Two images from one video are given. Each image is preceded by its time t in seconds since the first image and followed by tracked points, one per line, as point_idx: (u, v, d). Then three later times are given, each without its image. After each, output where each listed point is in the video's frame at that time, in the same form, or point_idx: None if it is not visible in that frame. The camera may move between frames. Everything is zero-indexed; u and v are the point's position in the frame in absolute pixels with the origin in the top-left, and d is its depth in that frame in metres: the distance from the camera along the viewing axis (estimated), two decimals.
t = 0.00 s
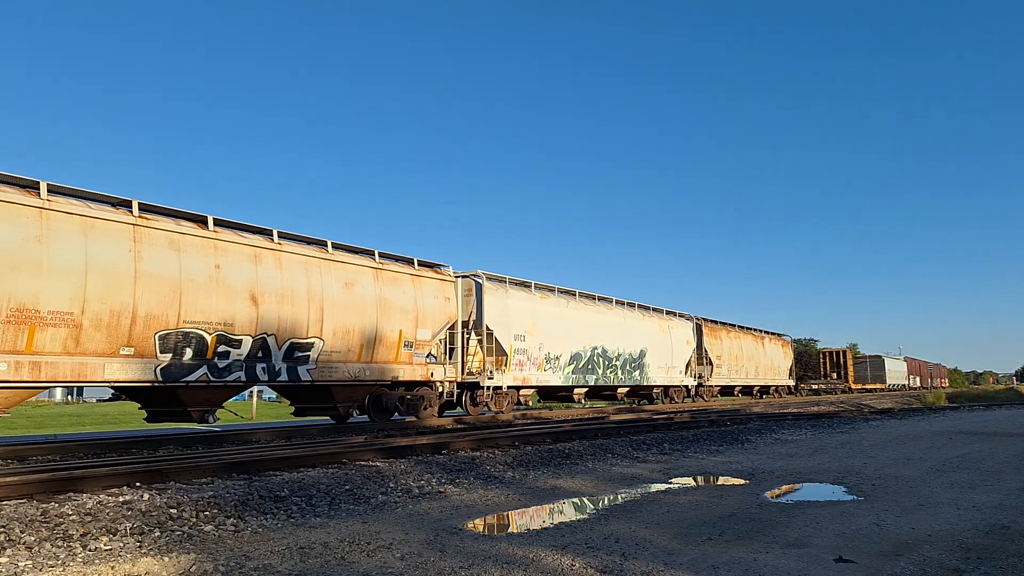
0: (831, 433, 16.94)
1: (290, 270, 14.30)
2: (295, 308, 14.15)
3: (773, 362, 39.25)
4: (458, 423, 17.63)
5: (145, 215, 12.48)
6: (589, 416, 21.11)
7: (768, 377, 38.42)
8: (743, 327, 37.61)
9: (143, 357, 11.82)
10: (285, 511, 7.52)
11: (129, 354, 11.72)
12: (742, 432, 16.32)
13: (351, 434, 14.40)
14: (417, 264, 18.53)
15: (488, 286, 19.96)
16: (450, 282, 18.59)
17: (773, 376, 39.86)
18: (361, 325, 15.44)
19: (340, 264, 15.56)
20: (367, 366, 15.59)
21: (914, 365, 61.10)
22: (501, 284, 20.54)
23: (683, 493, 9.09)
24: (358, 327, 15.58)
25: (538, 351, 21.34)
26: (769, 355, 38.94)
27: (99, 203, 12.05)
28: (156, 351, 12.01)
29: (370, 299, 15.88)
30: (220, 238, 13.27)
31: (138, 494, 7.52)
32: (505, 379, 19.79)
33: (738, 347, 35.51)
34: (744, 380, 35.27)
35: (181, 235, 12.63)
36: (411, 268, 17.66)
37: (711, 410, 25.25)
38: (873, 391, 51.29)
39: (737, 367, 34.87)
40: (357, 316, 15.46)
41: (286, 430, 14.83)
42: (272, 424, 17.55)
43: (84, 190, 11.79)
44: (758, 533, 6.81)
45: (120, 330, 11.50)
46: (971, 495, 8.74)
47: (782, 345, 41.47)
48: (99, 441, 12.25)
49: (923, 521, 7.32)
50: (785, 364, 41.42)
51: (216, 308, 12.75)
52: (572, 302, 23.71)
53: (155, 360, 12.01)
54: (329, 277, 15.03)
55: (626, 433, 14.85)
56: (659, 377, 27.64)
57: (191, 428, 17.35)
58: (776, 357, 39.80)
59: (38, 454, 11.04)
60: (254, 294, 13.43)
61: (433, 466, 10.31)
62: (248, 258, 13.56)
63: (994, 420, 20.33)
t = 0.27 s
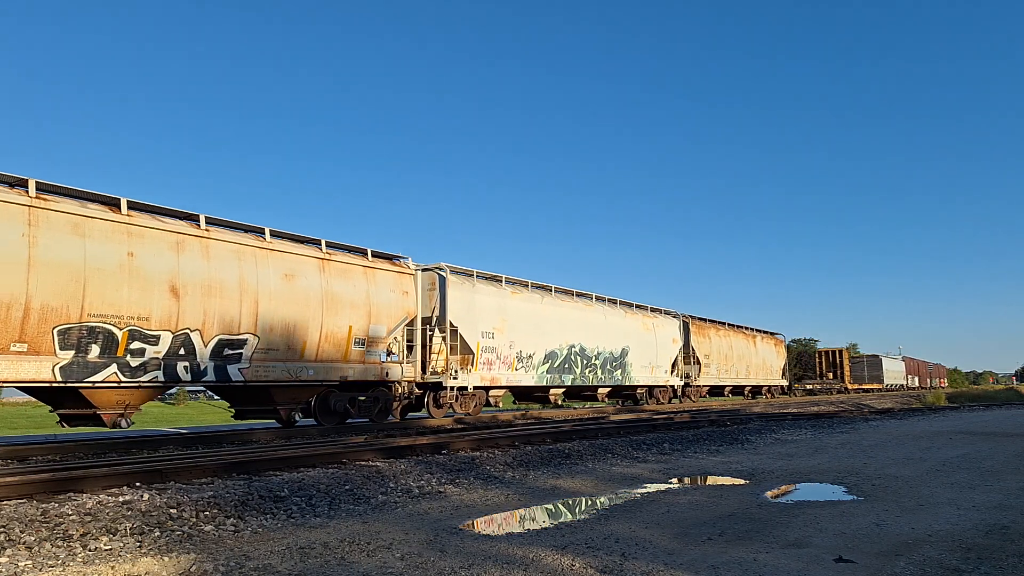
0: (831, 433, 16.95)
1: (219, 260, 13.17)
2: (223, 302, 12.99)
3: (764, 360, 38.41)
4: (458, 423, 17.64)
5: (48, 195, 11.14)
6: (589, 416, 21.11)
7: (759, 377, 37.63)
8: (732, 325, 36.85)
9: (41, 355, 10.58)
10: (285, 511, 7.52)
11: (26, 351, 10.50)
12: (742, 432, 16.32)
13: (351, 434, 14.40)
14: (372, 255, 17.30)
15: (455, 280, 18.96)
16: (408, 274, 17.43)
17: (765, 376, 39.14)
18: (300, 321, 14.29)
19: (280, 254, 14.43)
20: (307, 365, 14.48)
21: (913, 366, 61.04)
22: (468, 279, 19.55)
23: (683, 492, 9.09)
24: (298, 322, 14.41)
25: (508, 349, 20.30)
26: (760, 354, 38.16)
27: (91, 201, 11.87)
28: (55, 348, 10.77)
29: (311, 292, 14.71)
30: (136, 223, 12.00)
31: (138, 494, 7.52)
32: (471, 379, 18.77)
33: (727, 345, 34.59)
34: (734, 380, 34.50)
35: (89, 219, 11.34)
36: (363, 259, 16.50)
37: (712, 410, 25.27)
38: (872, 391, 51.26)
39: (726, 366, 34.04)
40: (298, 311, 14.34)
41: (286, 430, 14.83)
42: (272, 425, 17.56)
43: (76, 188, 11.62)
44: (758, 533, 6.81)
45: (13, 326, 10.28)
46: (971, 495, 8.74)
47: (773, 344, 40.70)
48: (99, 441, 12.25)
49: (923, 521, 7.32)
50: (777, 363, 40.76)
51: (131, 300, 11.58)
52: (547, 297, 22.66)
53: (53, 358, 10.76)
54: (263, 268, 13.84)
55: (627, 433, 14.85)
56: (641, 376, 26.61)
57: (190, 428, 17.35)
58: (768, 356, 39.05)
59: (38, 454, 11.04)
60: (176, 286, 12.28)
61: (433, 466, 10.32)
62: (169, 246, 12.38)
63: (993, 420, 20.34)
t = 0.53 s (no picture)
0: (831, 433, 16.94)
1: (135, 248, 11.96)
2: (136, 293, 11.79)
3: (754, 360, 37.60)
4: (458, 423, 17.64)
5: None
6: (589, 416, 21.11)
7: (750, 376, 36.86)
8: (723, 322, 36.02)
9: None
10: (285, 511, 7.52)
11: None
12: (742, 432, 16.32)
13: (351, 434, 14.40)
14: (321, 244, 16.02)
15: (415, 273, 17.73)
16: (359, 266, 16.20)
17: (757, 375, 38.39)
18: (228, 315, 13.10)
19: (207, 241, 13.22)
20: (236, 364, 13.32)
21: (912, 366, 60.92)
22: (430, 272, 18.37)
23: (683, 492, 9.09)
24: (228, 317, 13.23)
25: (475, 347, 19.21)
26: (751, 352, 37.38)
27: None
28: None
29: (242, 283, 13.48)
30: (32, 203, 10.75)
31: (138, 494, 7.52)
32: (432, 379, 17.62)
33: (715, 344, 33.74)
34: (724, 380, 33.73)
35: None
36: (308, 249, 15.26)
37: (712, 410, 25.27)
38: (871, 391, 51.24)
39: (715, 366, 33.24)
40: (226, 304, 13.13)
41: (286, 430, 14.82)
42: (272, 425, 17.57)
43: None
44: (758, 533, 6.80)
45: None
46: (971, 495, 8.74)
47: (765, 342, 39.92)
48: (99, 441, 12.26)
49: (923, 521, 7.31)
50: (770, 362, 40.03)
51: (27, 290, 10.48)
52: (520, 293, 21.55)
53: None
54: (184, 256, 12.61)
55: (627, 433, 14.85)
56: (623, 375, 25.64)
57: (191, 428, 17.36)
58: (759, 355, 38.30)
59: (38, 454, 11.04)
60: (80, 274, 11.08)
61: (433, 466, 10.31)
62: (74, 231, 11.17)
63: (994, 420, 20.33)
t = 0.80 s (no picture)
0: (831, 433, 16.94)
1: (29, 231, 10.83)
2: (32, 283, 10.71)
3: (744, 360, 36.56)
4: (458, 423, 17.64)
5: None
6: (589, 416, 21.11)
7: (740, 376, 35.88)
8: (711, 320, 35.00)
9: None
10: (285, 511, 7.52)
11: None
12: (742, 432, 16.32)
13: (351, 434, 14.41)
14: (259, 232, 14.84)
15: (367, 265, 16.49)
16: (301, 256, 15.02)
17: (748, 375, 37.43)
18: (141, 308, 11.99)
19: (120, 225, 12.05)
20: (153, 363, 12.19)
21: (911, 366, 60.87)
22: (385, 265, 17.15)
23: (683, 492, 9.09)
24: (144, 311, 12.12)
25: (436, 345, 18.01)
26: (742, 352, 36.34)
27: None
28: None
29: (159, 273, 12.35)
30: None
31: (138, 494, 7.52)
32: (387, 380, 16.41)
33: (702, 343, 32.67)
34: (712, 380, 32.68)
35: None
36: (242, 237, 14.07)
37: (713, 410, 25.27)
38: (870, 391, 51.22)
39: (703, 366, 32.21)
40: (140, 296, 12.01)
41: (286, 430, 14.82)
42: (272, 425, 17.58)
43: None
44: (758, 533, 6.81)
45: None
46: (971, 495, 8.74)
47: (756, 342, 38.90)
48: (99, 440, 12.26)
49: (923, 521, 7.32)
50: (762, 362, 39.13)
51: None
52: (489, 287, 20.31)
53: None
54: (89, 243, 11.47)
55: (627, 433, 14.85)
56: (602, 375, 24.47)
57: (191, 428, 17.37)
58: (749, 355, 37.29)
59: (38, 454, 11.04)
60: None
61: (433, 466, 10.31)
62: None
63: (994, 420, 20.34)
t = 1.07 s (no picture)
0: (831, 433, 16.95)
1: None
2: None
3: (733, 359, 35.44)
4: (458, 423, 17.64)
5: None
6: (589, 416, 21.12)
7: (730, 375, 34.82)
8: (699, 318, 33.90)
9: None
10: (285, 511, 7.52)
11: None
12: (742, 432, 16.33)
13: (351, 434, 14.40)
14: (182, 218, 13.79)
15: (312, 255, 15.32)
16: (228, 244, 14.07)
17: (739, 374, 36.33)
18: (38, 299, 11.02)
19: (15, 207, 10.93)
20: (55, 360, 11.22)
21: (909, 366, 60.84)
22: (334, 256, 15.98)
23: (683, 492, 9.09)
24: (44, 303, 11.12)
25: (391, 341, 16.81)
26: (731, 351, 35.22)
27: None
28: None
29: (62, 261, 11.34)
30: None
31: (138, 494, 7.52)
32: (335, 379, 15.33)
33: (688, 341, 31.54)
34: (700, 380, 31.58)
35: None
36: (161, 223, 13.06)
37: (713, 411, 25.27)
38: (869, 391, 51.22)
39: (690, 366, 31.12)
40: (37, 287, 11.01)
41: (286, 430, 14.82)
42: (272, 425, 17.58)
43: None
44: (758, 533, 6.81)
45: None
46: (971, 495, 8.74)
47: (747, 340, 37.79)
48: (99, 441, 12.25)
49: (923, 521, 7.31)
50: (753, 361, 38.06)
51: None
52: (452, 281, 19.18)
53: None
54: None
55: (627, 433, 14.84)
56: (577, 374, 23.40)
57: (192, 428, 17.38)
58: (740, 353, 36.21)
59: (38, 454, 11.04)
60: None
61: (433, 466, 10.31)
62: None
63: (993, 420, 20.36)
